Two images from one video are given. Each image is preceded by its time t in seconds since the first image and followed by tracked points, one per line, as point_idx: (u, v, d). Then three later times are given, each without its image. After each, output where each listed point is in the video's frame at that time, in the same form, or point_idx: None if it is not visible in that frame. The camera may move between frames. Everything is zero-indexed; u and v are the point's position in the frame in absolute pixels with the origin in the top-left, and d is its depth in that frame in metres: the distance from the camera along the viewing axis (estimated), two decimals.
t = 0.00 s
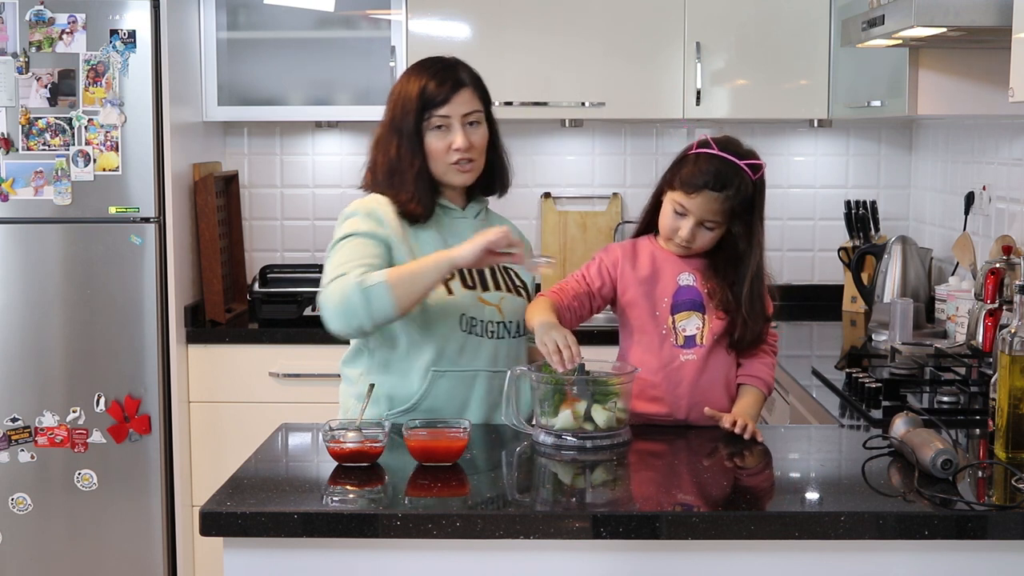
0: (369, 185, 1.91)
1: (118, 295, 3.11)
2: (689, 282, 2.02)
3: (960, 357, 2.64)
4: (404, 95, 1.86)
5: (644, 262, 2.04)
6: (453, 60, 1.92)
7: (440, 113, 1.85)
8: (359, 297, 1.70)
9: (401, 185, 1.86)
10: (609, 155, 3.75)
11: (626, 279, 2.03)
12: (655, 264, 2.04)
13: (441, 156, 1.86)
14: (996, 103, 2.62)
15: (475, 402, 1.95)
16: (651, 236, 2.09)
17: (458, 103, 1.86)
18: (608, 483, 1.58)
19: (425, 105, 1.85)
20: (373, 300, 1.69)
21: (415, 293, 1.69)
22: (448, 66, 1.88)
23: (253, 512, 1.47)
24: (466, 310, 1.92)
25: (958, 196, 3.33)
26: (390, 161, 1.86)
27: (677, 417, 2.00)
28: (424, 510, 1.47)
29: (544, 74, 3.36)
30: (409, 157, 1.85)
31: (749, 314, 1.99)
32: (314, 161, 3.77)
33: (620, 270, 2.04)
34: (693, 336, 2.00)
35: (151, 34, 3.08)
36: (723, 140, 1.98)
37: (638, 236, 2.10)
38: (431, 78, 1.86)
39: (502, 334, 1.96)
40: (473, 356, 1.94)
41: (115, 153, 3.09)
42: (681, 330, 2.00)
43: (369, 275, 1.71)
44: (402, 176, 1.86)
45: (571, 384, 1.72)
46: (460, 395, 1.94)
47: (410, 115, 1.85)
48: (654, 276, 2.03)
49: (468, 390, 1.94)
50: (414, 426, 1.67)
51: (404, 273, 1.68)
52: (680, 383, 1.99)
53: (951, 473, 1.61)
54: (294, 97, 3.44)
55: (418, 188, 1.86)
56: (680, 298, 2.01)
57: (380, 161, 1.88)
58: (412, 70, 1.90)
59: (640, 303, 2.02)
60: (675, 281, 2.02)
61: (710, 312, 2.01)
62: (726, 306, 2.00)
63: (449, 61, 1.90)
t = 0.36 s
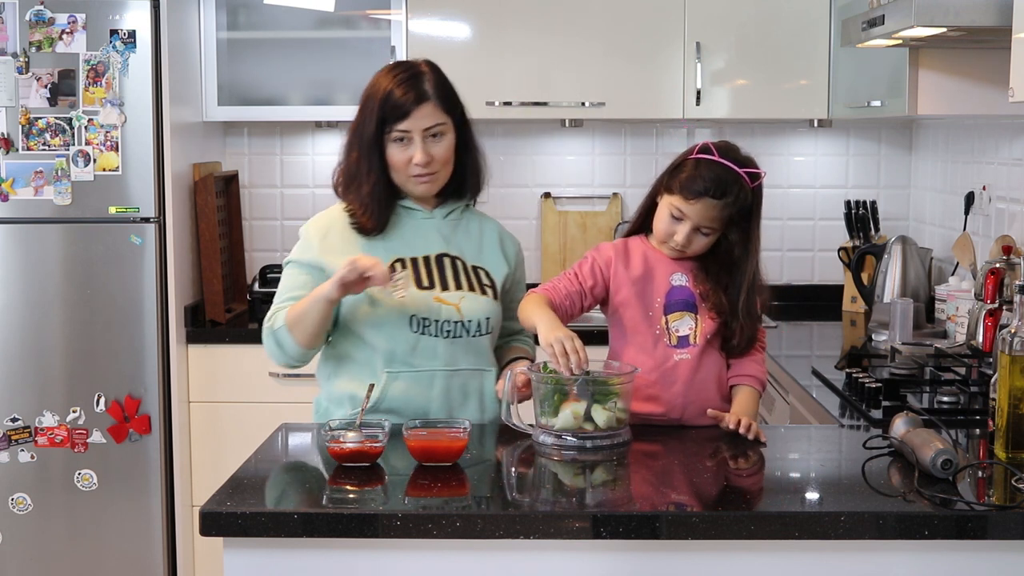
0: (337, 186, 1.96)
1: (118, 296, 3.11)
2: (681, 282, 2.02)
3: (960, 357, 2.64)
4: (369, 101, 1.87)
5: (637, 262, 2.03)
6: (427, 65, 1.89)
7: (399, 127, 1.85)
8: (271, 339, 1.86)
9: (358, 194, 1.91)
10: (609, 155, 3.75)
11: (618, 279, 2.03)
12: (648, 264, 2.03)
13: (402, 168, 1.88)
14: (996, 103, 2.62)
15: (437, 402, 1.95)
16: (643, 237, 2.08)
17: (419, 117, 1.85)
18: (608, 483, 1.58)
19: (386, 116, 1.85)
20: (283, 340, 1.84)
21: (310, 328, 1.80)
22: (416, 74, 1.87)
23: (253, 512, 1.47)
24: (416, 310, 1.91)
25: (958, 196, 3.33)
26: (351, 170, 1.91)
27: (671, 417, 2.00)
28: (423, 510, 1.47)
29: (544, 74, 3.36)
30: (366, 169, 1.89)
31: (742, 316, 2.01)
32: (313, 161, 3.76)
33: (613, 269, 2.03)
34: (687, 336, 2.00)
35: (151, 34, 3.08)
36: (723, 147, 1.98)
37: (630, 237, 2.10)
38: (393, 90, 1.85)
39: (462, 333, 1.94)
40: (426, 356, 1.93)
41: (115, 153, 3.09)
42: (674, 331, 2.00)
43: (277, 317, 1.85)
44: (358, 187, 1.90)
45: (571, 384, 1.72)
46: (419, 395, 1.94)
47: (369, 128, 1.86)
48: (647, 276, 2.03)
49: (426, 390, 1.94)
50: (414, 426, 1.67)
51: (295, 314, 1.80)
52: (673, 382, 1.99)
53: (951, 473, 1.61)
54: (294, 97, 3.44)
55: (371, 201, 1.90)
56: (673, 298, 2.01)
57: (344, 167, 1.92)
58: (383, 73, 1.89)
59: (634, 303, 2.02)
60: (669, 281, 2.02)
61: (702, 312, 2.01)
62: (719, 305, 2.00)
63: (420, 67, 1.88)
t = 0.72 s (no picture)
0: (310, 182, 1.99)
1: (118, 296, 3.11)
2: (677, 285, 2.02)
3: (960, 357, 2.64)
4: (342, 102, 1.89)
5: (633, 265, 2.04)
6: (401, 68, 1.92)
7: (371, 131, 1.88)
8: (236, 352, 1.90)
9: (328, 195, 1.94)
10: (609, 155, 3.75)
11: (614, 284, 2.03)
12: (643, 267, 2.04)
13: (373, 171, 1.92)
14: (996, 103, 2.62)
15: (410, 402, 1.96)
16: (638, 241, 2.09)
17: (391, 122, 1.88)
18: (608, 483, 1.58)
19: (358, 119, 1.88)
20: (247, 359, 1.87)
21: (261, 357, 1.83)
22: (391, 77, 1.89)
23: (253, 512, 1.47)
24: (381, 311, 1.93)
25: (958, 196, 3.33)
26: (322, 169, 1.94)
27: (669, 419, 2.01)
28: (423, 510, 1.47)
29: (544, 74, 3.36)
30: (337, 169, 1.92)
31: (738, 318, 2.01)
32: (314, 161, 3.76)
33: (609, 273, 2.03)
34: (683, 339, 2.01)
35: (151, 34, 3.08)
36: (719, 150, 1.98)
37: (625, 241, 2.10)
38: (367, 94, 1.87)
39: (431, 333, 1.96)
40: (395, 357, 1.96)
41: (115, 153, 3.09)
42: (670, 333, 2.00)
43: (242, 332, 1.89)
44: (329, 187, 1.93)
45: (571, 384, 1.72)
46: (392, 396, 1.96)
47: (341, 130, 1.89)
48: (643, 279, 2.03)
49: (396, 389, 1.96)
50: (414, 427, 1.67)
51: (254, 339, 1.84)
52: (670, 384, 2.00)
53: (951, 473, 1.61)
54: (294, 97, 3.44)
55: (341, 203, 1.93)
56: (668, 300, 2.01)
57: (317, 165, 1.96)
58: (358, 73, 1.91)
59: (629, 306, 2.02)
60: (664, 284, 2.02)
61: (698, 314, 2.02)
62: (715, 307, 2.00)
63: (395, 70, 1.91)
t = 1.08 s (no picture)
0: (294, 183, 1.97)
1: (118, 296, 3.11)
2: (677, 284, 2.02)
3: (960, 357, 2.64)
4: (340, 106, 1.88)
5: (634, 266, 2.04)
6: (395, 72, 1.93)
7: (371, 135, 1.89)
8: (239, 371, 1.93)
9: (324, 199, 1.93)
10: (609, 155, 3.75)
11: (614, 284, 2.03)
12: (643, 267, 2.04)
13: (370, 174, 1.92)
14: (996, 103, 2.62)
15: (403, 402, 1.97)
16: (641, 242, 2.09)
17: (393, 127, 1.89)
18: (608, 483, 1.58)
19: (359, 123, 1.88)
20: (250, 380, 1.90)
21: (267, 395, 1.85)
22: (388, 81, 1.90)
23: (253, 512, 1.47)
24: (372, 312, 1.94)
25: (958, 196, 3.33)
26: (316, 172, 1.92)
27: (667, 418, 2.01)
28: (424, 510, 1.47)
29: (544, 75, 3.36)
30: (334, 173, 1.91)
31: (740, 318, 2.00)
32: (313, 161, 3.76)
33: (609, 273, 2.04)
34: (682, 338, 2.01)
35: (151, 34, 3.08)
36: (720, 150, 1.98)
37: (626, 241, 2.10)
38: (367, 98, 1.87)
39: (421, 332, 1.97)
40: (387, 357, 1.97)
41: (115, 153, 3.09)
42: (669, 332, 2.01)
43: (247, 361, 1.90)
44: (325, 191, 1.92)
45: (571, 384, 1.72)
46: (386, 396, 1.96)
47: (341, 134, 1.88)
48: (643, 279, 2.03)
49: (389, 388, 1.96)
50: (414, 426, 1.67)
51: (265, 375, 1.85)
52: (668, 383, 2.00)
53: (951, 473, 1.61)
54: (294, 97, 3.44)
55: (337, 207, 1.92)
56: (668, 300, 2.01)
57: (306, 166, 1.93)
58: (352, 76, 1.90)
59: (628, 306, 2.02)
60: (664, 283, 2.02)
61: (698, 313, 2.02)
62: (716, 307, 2.00)
63: (389, 73, 1.91)
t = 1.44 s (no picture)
0: (300, 182, 1.96)
1: (118, 296, 3.11)
2: (676, 285, 2.02)
3: (960, 357, 2.64)
4: (348, 104, 1.88)
5: (633, 266, 2.04)
6: (399, 70, 1.93)
7: (381, 133, 1.89)
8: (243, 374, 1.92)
9: (333, 199, 1.92)
10: (609, 155, 3.75)
11: (613, 284, 2.03)
12: (643, 268, 2.04)
13: (377, 172, 1.92)
14: (996, 103, 2.62)
15: (410, 402, 1.98)
16: (641, 243, 2.09)
17: (401, 125, 1.89)
18: (609, 483, 1.58)
19: (367, 121, 1.88)
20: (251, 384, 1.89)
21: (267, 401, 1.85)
22: (395, 79, 1.90)
23: (253, 512, 1.47)
24: (379, 313, 1.94)
25: (958, 196, 3.33)
26: (323, 171, 1.91)
27: (666, 419, 2.00)
28: (424, 510, 1.47)
29: (544, 75, 3.36)
30: (343, 172, 1.91)
31: (740, 320, 2.01)
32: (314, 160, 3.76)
33: (608, 273, 2.04)
34: (681, 339, 2.01)
35: (151, 34, 3.08)
36: (724, 156, 1.97)
37: (626, 241, 2.10)
38: (377, 96, 1.87)
39: (428, 332, 1.98)
40: (395, 358, 1.97)
41: (115, 153, 3.09)
42: (668, 333, 2.01)
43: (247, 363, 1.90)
44: (334, 190, 1.92)
45: (571, 384, 1.72)
46: (392, 397, 1.97)
47: (350, 132, 1.88)
48: (642, 280, 2.03)
49: (395, 388, 1.97)
50: (414, 426, 1.67)
51: (266, 381, 1.84)
52: (667, 384, 2.00)
53: (951, 473, 1.61)
54: (294, 97, 3.44)
55: (347, 206, 1.92)
56: (667, 300, 2.01)
57: (313, 165, 1.93)
58: (358, 74, 1.90)
59: (627, 306, 2.02)
60: (663, 284, 2.02)
61: (698, 314, 2.02)
62: (716, 309, 2.00)
63: (395, 71, 1.92)
